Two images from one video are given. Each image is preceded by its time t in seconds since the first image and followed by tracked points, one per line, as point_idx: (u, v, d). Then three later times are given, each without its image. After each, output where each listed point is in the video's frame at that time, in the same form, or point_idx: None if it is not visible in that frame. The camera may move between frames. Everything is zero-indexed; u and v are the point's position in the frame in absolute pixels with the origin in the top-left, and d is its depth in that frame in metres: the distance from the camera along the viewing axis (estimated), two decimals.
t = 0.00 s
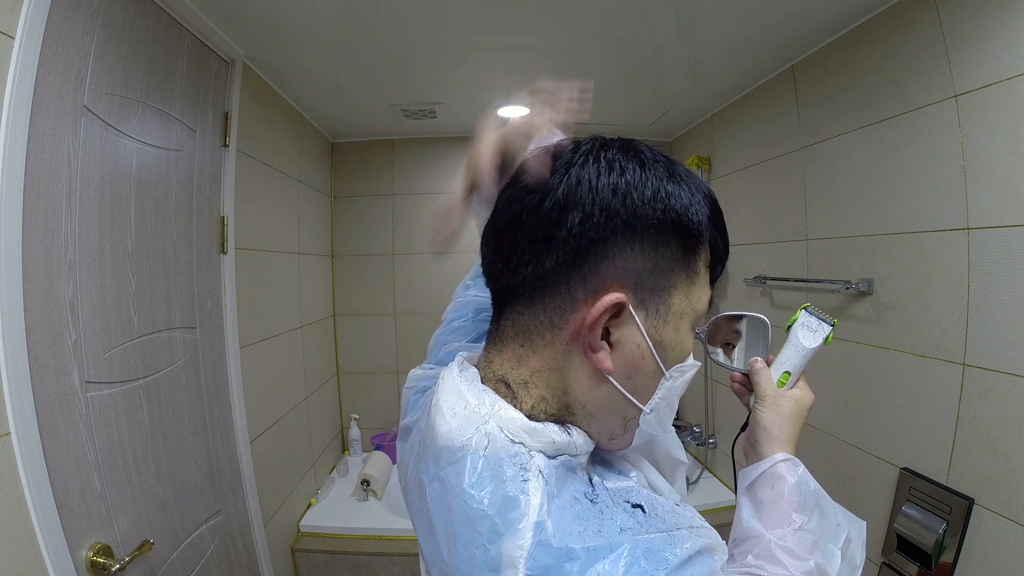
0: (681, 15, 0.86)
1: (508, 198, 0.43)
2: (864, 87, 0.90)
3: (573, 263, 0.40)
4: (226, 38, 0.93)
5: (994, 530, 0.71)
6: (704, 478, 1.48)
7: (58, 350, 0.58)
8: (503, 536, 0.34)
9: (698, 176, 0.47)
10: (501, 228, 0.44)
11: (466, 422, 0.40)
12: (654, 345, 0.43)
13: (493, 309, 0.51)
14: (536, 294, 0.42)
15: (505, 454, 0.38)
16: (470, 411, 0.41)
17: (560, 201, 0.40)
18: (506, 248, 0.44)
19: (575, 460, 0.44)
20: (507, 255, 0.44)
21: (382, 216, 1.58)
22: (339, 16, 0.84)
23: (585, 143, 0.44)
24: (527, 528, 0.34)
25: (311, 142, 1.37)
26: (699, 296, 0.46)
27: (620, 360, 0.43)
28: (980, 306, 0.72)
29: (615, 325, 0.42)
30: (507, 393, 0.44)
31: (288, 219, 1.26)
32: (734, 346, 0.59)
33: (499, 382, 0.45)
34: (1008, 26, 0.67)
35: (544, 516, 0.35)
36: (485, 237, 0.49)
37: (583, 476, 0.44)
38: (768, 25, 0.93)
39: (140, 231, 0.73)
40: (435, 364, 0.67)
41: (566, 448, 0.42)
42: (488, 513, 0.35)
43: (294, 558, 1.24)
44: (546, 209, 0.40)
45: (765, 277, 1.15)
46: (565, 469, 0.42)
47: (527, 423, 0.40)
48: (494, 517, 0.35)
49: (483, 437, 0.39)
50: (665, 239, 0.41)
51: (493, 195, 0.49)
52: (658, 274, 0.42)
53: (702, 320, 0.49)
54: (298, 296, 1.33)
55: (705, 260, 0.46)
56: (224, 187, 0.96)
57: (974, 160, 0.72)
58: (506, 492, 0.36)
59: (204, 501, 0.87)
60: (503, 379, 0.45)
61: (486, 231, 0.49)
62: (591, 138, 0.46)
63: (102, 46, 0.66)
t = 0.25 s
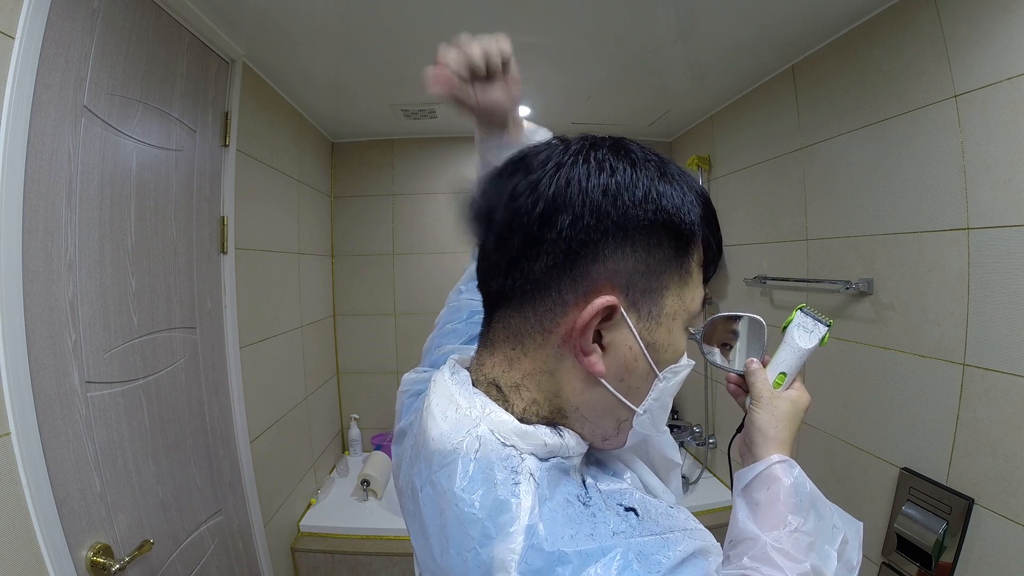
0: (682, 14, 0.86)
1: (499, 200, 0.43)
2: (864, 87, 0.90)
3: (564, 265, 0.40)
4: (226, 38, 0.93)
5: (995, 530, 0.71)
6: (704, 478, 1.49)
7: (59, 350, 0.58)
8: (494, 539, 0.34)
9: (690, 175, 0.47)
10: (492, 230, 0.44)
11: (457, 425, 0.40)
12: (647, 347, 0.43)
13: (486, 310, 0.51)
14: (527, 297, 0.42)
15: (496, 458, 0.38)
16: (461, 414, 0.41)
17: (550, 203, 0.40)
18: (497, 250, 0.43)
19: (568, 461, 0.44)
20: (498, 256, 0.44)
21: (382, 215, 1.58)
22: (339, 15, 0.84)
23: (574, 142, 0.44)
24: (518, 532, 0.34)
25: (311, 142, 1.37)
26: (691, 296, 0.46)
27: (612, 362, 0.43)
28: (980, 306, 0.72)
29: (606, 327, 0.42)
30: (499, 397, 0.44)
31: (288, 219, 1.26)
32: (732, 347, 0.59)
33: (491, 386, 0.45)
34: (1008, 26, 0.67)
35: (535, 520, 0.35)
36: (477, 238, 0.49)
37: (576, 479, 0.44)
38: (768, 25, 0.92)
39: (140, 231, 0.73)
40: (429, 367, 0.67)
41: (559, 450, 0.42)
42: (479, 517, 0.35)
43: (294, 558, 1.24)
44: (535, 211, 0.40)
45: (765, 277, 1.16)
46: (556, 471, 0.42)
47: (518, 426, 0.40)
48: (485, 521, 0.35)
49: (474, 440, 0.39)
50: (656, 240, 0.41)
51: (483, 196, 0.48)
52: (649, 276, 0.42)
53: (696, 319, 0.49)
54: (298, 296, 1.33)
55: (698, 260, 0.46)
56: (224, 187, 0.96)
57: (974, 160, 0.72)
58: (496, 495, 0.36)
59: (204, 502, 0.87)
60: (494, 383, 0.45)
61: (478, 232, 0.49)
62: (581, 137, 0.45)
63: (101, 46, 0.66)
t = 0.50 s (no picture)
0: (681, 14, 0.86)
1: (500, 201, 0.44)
2: (864, 87, 0.90)
3: (561, 264, 0.40)
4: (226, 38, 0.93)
5: (994, 530, 0.71)
6: (704, 478, 1.49)
7: (58, 350, 0.58)
8: (490, 532, 0.34)
9: (691, 178, 0.47)
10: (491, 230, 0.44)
11: (456, 419, 0.40)
12: (644, 348, 0.43)
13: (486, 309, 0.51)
14: (525, 296, 0.43)
15: (494, 451, 0.38)
16: (460, 408, 0.41)
17: (548, 203, 0.40)
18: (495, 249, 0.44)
19: (566, 458, 0.44)
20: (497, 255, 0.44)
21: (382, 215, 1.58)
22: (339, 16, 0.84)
23: (575, 145, 0.44)
24: (515, 524, 0.34)
25: (311, 142, 1.37)
26: (690, 298, 0.46)
27: (609, 361, 0.43)
28: (980, 306, 0.72)
29: (604, 326, 0.42)
30: (496, 392, 0.44)
31: (288, 219, 1.26)
32: (734, 351, 0.59)
33: (489, 382, 0.45)
34: (1008, 26, 0.67)
35: (532, 513, 0.35)
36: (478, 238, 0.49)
37: (573, 475, 0.44)
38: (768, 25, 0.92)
39: (140, 231, 0.73)
40: (430, 365, 0.67)
41: (555, 447, 0.42)
42: (476, 509, 0.35)
43: (294, 558, 1.24)
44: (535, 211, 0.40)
45: (765, 277, 1.16)
46: (554, 467, 0.42)
47: (516, 421, 0.40)
48: (482, 513, 0.35)
49: (473, 434, 0.39)
50: (655, 241, 0.41)
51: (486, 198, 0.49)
52: (648, 276, 0.42)
53: (695, 320, 0.49)
54: (298, 296, 1.33)
55: (697, 263, 0.46)
56: (224, 187, 0.96)
57: (974, 160, 0.72)
58: (494, 488, 0.36)
59: (204, 501, 0.87)
60: (493, 379, 0.45)
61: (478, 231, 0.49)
62: (582, 139, 0.46)
63: (101, 46, 0.66)
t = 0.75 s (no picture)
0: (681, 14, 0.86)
1: (507, 199, 0.43)
2: (864, 87, 0.90)
3: (570, 265, 0.40)
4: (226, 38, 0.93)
5: (994, 530, 0.71)
6: (704, 478, 1.49)
7: (58, 350, 0.58)
8: (498, 535, 0.34)
9: (696, 179, 0.47)
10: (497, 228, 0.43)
11: (461, 421, 0.40)
12: (652, 348, 0.44)
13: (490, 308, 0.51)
14: (533, 296, 0.42)
15: (501, 453, 0.38)
16: (466, 410, 0.41)
17: (558, 203, 0.39)
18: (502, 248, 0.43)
19: (571, 460, 0.44)
20: (503, 255, 0.43)
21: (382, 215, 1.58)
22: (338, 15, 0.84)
23: (584, 143, 0.43)
24: (522, 528, 0.34)
25: (311, 142, 1.37)
26: (695, 299, 0.46)
27: (616, 362, 0.43)
28: (980, 306, 0.72)
29: (614, 328, 0.42)
30: (503, 393, 0.44)
31: (288, 219, 1.26)
32: (732, 351, 0.59)
33: (496, 382, 0.45)
34: (1008, 26, 0.67)
35: (539, 516, 0.35)
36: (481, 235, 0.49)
37: (577, 476, 0.44)
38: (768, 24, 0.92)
39: (140, 231, 0.73)
40: (434, 364, 0.67)
41: (561, 448, 0.42)
42: (483, 512, 0.35)
43: (294, 558, 1.24)
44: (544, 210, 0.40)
45: (765, 277, 1.12)
46: (559, 469, 0.42)
47: (522, 422, 0.40)
48: (489, 516, 0.35)
49: (479, 436, 0.39)
50: (663, 243, 0.41)
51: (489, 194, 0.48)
52: (657, 277, 0.42)
53: (698, 321, 0.49)
54: (298, 296, 1.33)
55: (702, 263, 0.46)
56: (224, 187, 0.96)
57: (974, 160, 0.72)
58: (501, 491, 0.36)
59: (204, 502, 0.87)
60: (499, 379, 0.45)
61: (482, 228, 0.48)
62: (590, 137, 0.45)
63: (101, 46, 0.66)
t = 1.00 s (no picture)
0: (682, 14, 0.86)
1: (516, 200, 0.42)
2: (864, 87, 0.90)
3: (580, 269, 0.40)
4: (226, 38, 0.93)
5: (995, 530, 0.71)
6: (704, 478, 1.49)
7: (59, 350, 0.58)
8: (506, 535, 0.34)
9: (705, 182, 0.47)
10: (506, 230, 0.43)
11: (468, 422, 0.40)
12: (658, 352, 0.43)
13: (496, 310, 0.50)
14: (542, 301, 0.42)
15: (508, 454, 0.38)
16: (472, 411, 0.41)
17: (569, 206, 0.39)
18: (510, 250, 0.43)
19: (576, 461, 0.44)
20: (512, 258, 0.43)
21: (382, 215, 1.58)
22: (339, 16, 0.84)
23: (596, 145, 0.43)
24: (530, 528, 0.34)
25: (311, 142, 1.37)
26: (702, 304, 0.46)
27: (623, 367, 0.43)
28: (980, 306, 0.72)
29: (621, 335, 0.42)
30: (509, 397, 0.44)
31: (287, 219, 1.26)
32: (735, 354, 0.60)
33: (502, 386, 0.45)
34: (1008, 26, 0.67)
35: (546, 516, 0.35)
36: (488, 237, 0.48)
37: (583, 477, 0.44)
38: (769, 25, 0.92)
39: (140, 231, 0.73)
40: (438, 365, 0.66)
41: (566, 450, 0.42)
42: (490, 513, 0.35)
43: (294, 558, 1.24)
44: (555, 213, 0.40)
45: (765, 277, 1.17)
46: (565, 470, 0.42)
47: (528, 423, 0.40)
48: (497, 517, 0.35)
49: (485, 437, 0.39)
50: (672, 247, 0.41)
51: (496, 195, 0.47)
52: (665, 283, 0.42)
53: (703, 325, 0.49)
54: (298, 296, 1.33)
55: (710, 268, 0.46)
56: (224, 187, 0.96)
57: (974, 160, 0.72)
58: (508, 491, 0.36)
59: (204, 501, 0.87)
60: (505, 383, 0.45)
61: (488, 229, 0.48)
62: (601, 140, 0.45)
63: (102, 46, 0.66)
